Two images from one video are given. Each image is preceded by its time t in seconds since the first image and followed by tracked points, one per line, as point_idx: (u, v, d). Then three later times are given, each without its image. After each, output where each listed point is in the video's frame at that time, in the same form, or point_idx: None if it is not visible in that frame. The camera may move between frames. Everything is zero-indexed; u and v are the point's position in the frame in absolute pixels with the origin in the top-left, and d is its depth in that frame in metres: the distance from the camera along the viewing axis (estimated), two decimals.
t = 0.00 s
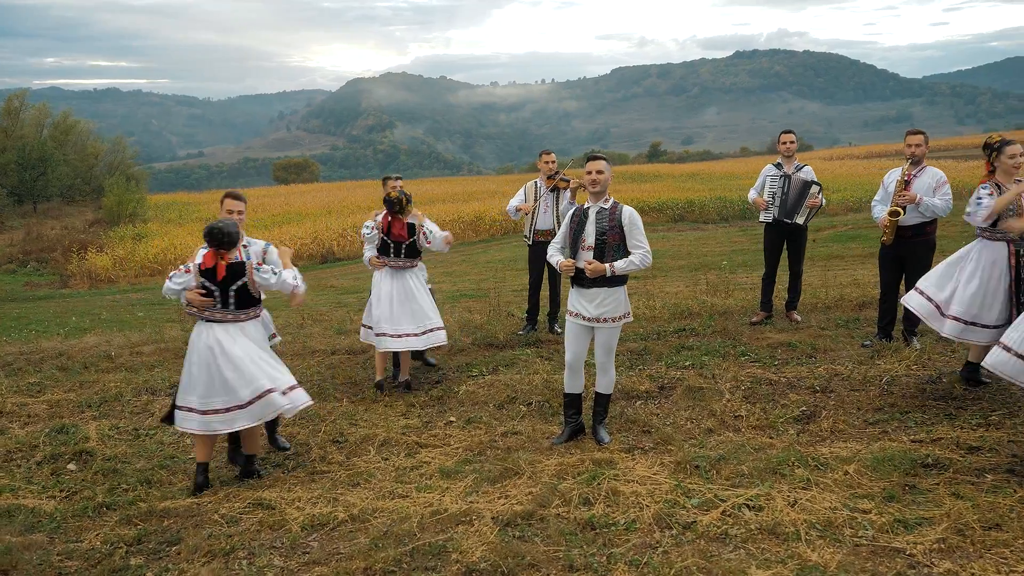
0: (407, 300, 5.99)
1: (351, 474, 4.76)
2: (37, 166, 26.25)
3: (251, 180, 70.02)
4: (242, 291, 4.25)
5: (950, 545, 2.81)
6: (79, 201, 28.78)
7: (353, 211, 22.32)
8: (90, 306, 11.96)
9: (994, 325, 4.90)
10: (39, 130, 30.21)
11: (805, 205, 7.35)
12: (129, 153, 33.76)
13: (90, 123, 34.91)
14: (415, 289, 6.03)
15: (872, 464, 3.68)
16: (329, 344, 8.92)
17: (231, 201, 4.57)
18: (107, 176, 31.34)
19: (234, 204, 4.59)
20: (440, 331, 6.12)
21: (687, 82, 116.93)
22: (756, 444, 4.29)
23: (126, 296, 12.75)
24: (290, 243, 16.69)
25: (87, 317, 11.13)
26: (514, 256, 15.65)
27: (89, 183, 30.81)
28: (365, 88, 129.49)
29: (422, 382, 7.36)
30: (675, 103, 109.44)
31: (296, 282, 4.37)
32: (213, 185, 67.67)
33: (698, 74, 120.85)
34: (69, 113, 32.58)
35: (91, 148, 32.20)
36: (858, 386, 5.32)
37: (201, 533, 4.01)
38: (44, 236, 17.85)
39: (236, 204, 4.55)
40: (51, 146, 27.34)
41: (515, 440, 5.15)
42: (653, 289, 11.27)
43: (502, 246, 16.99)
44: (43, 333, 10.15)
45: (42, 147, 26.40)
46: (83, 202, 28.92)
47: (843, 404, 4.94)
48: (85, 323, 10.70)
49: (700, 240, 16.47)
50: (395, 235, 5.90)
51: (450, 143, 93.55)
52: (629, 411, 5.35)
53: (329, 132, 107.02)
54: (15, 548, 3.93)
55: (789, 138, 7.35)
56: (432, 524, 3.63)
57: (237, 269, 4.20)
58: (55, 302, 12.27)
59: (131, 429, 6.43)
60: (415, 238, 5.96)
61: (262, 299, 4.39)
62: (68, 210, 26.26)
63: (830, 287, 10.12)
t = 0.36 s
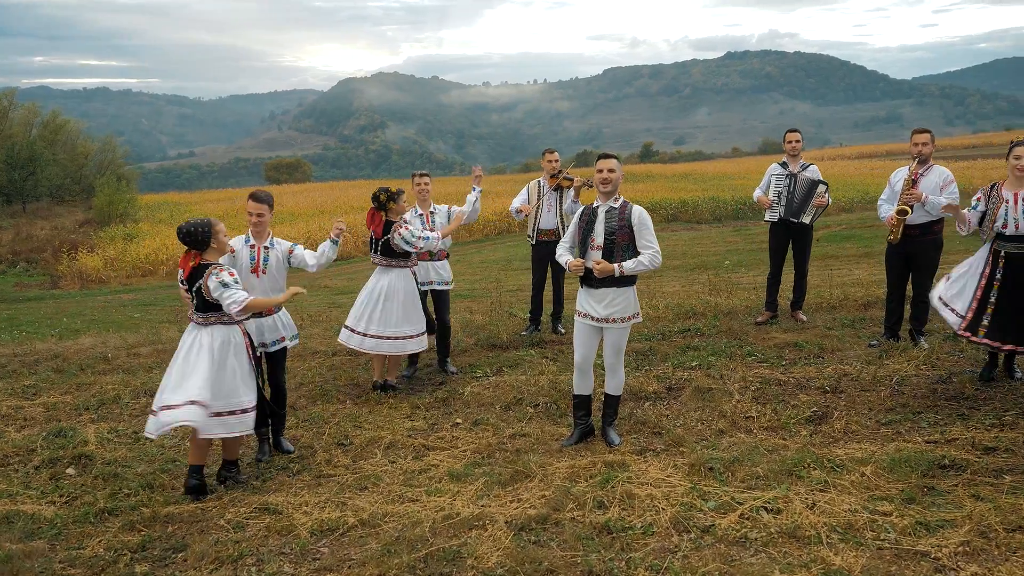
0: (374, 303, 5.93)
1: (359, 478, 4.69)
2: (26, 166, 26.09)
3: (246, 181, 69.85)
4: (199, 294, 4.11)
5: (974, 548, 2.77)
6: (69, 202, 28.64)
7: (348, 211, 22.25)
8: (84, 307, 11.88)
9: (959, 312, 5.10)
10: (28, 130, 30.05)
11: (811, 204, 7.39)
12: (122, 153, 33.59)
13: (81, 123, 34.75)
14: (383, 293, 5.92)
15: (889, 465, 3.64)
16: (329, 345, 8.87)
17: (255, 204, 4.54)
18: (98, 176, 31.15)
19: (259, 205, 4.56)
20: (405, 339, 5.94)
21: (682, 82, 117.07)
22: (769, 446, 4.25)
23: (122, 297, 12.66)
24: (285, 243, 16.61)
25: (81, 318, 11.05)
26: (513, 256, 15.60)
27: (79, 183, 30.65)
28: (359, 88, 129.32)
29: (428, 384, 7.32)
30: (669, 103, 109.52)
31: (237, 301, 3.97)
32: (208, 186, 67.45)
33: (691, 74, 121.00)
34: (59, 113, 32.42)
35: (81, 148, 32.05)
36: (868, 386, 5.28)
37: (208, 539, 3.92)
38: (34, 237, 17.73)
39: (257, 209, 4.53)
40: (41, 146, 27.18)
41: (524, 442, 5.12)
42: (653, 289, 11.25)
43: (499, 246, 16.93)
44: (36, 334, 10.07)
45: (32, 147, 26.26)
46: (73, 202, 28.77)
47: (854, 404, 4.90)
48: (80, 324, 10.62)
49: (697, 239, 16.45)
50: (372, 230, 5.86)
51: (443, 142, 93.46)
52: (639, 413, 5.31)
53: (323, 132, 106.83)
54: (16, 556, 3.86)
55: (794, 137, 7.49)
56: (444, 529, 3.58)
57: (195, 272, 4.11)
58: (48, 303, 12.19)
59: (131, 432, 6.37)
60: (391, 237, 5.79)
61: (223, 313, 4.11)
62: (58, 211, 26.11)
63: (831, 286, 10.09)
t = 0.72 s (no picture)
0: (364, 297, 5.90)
1: (357, 481, 4.60)
2: (5, 165, 25.70)
3: (232, 181, 69.31)
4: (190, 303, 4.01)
5: (990, 548, 2.74)
6: (49, 202, 28.25)
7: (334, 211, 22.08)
8: (68, 308, 11.69)
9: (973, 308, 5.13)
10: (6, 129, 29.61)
11: (809, 202, 7.48)
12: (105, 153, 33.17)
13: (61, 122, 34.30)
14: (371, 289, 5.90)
15: (897, 465, 3.61)
16: (321, 345, 8.77)
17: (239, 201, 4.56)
18: (79, 175, 30.74)
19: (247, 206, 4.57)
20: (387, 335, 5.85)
21: (668, 82, 117.42)
22: (775, 446, 4.21)
23: (107, 298, 12.47)
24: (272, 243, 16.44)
25: (65, 319, 10.87)
26: (503, 255, 15.54)
27: (59, 183, 30.24)
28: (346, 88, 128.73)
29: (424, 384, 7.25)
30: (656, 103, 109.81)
31: (232, 314, 3.85)
32: (192, 185, 66.86)
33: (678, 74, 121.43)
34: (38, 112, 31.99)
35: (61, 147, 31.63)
36: (869, 385, 5.26)
37: (205, 545, 3.83)
38: (14, 237, 17.44)
39: (245, 203, 4.53)
40: (20, 145, 26.78)
41: (525, 443, 5.06)
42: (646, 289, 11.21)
43: (489, 246, 16.85)
44: (19, 336, 9.88)
45: (11, 146, 25.87)
46: (53, 202, 28.39)
47: (856, 403, 4.87)
48: (64, 326, 10.45)
49: (686, 239, 16.44)
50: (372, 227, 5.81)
51: (430, 142, 93.19)
52: (640, 413, 5.27)
53: (309, 132, 106.18)
54: (7, 563, 3.75)
55: (791, 135, 7.48)
56: (448, 532, 3.51)
57: (189, 280, 3.99)
58: (31, 304, 11.98)
59: (120, 435, 6.25)
60: (387, 238, 5.74)
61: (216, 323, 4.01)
62: (38, 212, 25.72)
63: (824, 285, 10.09)
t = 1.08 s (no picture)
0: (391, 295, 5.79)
1: (354, 483, 4.53)
2: None
3: (215, 181, 68.59)
4: (243, 291, 4.01)
5: (1001, 547, 2.72)
6: (26, 203, 27.79)
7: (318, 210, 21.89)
8: (49, 309, 11.48)
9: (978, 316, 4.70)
10: None
11: (804, 200, 7.52)
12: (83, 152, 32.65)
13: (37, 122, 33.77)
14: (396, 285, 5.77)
15: (902, 463, 3.59)
16: (311, 346, 8.66)
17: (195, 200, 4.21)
18: (57, 174, 30.24)
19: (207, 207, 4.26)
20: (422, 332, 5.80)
21: (652, 82, 117.85)
22: (777, 444, 4.19)
23: (89, 298, 12.25)
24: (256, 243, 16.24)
25: (46, 321, 10.67)
26: (492, 255, 15.47)
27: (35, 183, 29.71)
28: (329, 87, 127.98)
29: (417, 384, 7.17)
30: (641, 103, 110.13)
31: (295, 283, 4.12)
32: (175, 185, 66.11)
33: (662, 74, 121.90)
34: (14, 111, 31.48)
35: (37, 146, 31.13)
36: (866, 383, 5.25)
37: (200, 551, 3.74)
38: None
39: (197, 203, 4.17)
40: None
41: (523, 443, 5.02)
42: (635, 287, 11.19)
43: (477, 245, 16.76)
44: None
45: None
46: (30, 203, 27.92)
47: (855, 401, 4.86)
48: (46, 327, 10.25)
49: (673, 238, 16.45)
50: (411, 228, 5.70)
51: (415, 142, 92.86)
52: (638, 412, 5.23)
53: (292, 132, 105.45)
54: None
55: (783, 133, 7.48)
56: (450, 536, 3.45)
57: (236, 269, 3.96)
58: (9, 306, 11.75)
59: (108, 438, 6.12)
60: (424, 233, 5.77)
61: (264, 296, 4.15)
62: (13, 212, 25.29)
63: (813, 284, 10.11)
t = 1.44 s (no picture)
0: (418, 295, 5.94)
1: (352, 486, 4.47)
2: None
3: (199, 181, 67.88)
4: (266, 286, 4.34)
5: (1013, 547, 2.70)
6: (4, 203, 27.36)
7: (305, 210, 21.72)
8: (32, 311, 11.29)
9: None
10: None
11: (800, 200, 7.56)
12: (63, 151, 32.15)
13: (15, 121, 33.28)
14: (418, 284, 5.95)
15: (907, 462, 3.57)
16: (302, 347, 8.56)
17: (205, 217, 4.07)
18: (36, 174, 29.73)
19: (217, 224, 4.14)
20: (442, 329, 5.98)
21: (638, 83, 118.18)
22: (779, 444, 4.17)
23: (73, 300, 12.04)
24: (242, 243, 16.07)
25: (29, 322, 10.48)
26: (482, 254, 15.39)
27: (14, 183, 29.22)
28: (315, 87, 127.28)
29: (412, 384, 7.11)
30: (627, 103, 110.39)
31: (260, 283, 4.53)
32: (158, 185, 65.36)
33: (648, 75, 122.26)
34: None
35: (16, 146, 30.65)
36: (864, 381, 5.25)
37: (197, 557, 3.67)
38: None
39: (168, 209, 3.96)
40: None
41: (522, 445, 4.97)
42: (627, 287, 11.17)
43: (467, 245, 16.67)
44: None
45: None
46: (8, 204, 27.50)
47: (854, 400, 4.85)
48: (29, 329, 10.07)
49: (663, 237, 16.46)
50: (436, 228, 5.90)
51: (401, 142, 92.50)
52: (637, 412, 5.21)
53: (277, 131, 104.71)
54: None
55: (777, 130, 7.50)
56: (453, 540, 3.40)
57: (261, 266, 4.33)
58: None
59: (97, 442, 6.00)
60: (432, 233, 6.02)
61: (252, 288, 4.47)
62: None
63: (805, 283, 10.15)
